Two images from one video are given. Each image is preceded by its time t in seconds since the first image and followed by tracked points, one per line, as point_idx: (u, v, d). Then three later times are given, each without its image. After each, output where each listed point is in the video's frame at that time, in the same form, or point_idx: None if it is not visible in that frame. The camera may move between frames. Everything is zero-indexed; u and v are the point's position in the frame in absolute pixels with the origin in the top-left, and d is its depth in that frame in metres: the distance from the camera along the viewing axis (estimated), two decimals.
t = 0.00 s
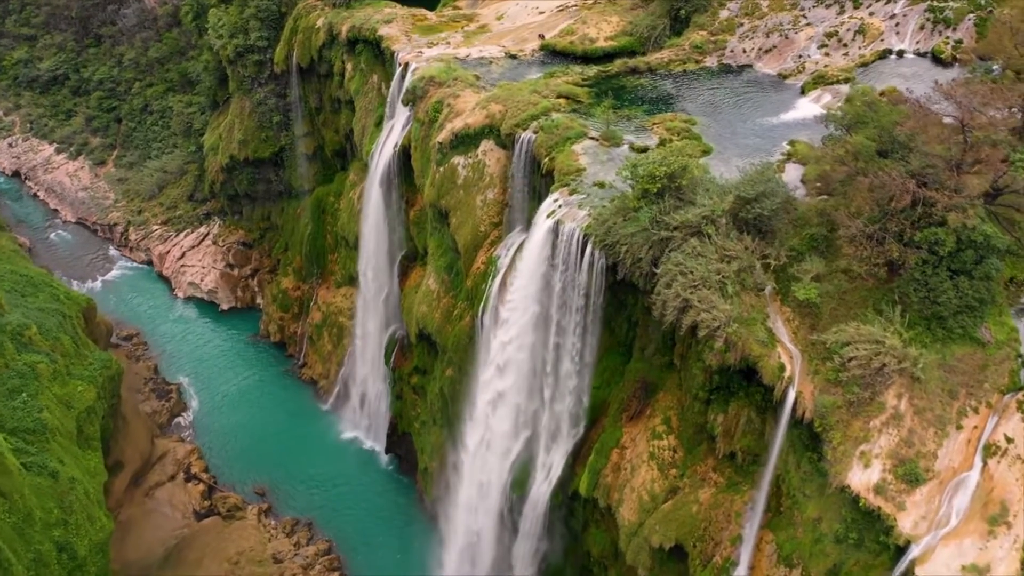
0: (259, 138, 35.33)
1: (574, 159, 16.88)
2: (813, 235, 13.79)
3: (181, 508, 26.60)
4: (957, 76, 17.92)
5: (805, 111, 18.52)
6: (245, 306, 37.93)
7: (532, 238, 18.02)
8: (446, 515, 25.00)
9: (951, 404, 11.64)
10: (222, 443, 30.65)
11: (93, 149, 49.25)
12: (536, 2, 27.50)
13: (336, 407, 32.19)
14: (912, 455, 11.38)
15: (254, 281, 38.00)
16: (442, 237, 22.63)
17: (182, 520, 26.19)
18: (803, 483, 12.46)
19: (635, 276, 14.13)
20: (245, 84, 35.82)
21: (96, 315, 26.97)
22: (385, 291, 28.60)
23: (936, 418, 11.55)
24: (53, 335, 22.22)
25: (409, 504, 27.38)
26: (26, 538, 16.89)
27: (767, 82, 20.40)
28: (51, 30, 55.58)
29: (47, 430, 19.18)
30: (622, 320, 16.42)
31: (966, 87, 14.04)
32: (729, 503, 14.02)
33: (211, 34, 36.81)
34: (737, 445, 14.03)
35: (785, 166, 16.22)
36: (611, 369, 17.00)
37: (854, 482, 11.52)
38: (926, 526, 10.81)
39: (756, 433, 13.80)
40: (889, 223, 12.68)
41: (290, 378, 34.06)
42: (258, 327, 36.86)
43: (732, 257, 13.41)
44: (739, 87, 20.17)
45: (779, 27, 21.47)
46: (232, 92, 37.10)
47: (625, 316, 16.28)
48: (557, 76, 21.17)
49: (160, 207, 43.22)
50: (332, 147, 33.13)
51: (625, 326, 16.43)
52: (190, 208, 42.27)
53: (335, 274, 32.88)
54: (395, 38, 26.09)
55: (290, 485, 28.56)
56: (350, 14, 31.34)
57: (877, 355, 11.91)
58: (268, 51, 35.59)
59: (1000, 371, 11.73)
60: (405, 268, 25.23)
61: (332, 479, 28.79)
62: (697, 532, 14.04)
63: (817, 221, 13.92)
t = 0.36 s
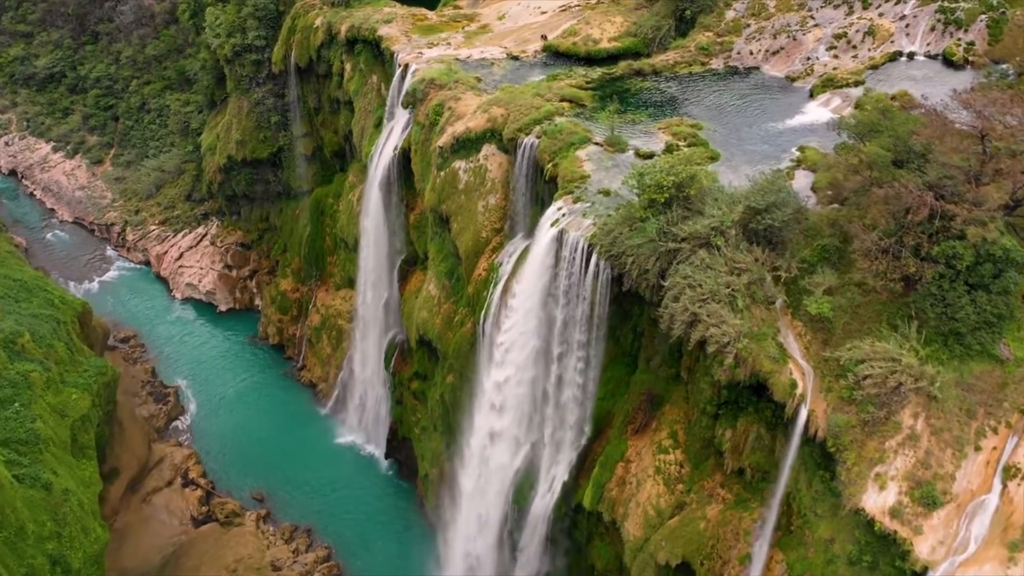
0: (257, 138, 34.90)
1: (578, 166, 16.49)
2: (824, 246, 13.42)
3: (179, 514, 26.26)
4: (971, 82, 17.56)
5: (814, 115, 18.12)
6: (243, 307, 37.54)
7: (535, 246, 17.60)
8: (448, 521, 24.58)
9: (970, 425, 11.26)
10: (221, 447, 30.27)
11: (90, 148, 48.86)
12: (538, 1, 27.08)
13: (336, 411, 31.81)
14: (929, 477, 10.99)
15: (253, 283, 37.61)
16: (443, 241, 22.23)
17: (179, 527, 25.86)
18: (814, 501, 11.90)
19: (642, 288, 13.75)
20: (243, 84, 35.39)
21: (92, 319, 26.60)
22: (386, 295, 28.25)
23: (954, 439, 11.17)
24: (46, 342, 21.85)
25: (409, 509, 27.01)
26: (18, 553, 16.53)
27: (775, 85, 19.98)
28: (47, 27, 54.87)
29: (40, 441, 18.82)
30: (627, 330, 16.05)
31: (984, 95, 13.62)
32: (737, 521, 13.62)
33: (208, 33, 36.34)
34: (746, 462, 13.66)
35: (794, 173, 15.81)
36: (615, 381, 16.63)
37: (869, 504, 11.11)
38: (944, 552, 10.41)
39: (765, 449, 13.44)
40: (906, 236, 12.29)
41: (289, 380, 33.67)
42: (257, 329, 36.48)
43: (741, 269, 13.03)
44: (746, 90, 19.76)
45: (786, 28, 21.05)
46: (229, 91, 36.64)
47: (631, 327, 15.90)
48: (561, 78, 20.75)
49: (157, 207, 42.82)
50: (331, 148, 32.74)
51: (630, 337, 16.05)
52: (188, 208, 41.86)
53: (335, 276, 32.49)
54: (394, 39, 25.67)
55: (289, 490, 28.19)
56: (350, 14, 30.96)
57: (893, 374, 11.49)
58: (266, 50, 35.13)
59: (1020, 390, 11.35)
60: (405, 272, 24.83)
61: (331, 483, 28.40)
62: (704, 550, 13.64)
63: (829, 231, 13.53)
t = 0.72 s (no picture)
0: (255, 139, 34.48)
1: (582, 172, 16.13)
2: (835, 257, 13.10)
3: (176, 521, 26.05)
4: (983, 87, 17.27)
5: (823, 120, 17.76)
6: (242, 309, 37.20)
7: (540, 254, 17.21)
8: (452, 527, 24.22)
9: (987, 445, 10.88)
10: (218, 452, 29.89)
11: (88, 147, 48.51)
12: (540, 1, 26.71)
13: (335, 415, 31.46)
14: (945, 499, 10.62)
15: (251, 284, 37.26)
16: (443, 246, 21.87)
17: (177, 533, 25.54)
18: (825, 520, 11.53)
19: (648, 299, 13.38)
20: (241, 84, 34.99)
21: (88, 324, 26.31)
22: (386, 299, 27.97)
23: (970, 459, 10.79)
24: (40, 349, 21.52)
25: (408, 514, 26.63)
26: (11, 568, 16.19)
27: (782, 88, 19.60)
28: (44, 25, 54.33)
29: (34, 452, 18.49)
30: (631, 340, 15.67)
31: (999, 104, 13.30)
32: (746, 538, 13.25)
33: (205, 33, 35.91)
34: (755, 477, 13.30)
35: (803, 180, 15.48)
36: (620, 392, 16.24)
37: (883, 527, 10.71)
38: None
39: (775, 465, 13.08)
40: (921, 249, 12.03)
41: (288, 384, 33.30)
42: (256, 331, 36.14)
43: (751, 282, 12.68)
44: (753, 93, 19.39)
45: (793, 29, 20.66)
46: (227, 92, 36.23)
47: (635, 336, 15.53)
48: (563, 81, 20.37)
49: (155, 207, 42.46)
50: (330, 149, 32.40)
51: (634, 346, 15.69)
52: (186, 209, 41.49)
53: (334, 279, 32.14)
54: (394, 39, 25.29)
55: (288, 495, 27.80)
56: (349, 13, 30.56)
57: (908, 393, 11.13)
58: (264, 50, 34.71)
59: None
60: (405, 277, 24.47)
61: (329, 488, 28.01)
62: (712, 568, 13.34)
63: (841, 241, 13.23)
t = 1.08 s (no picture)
0: (253, 140, 33.98)
1: (587, 181, 15.72)
2: (849, 270, 12.71)
3: (174, 528, 25.58)
4: (996, 92, 16.85)
5: (834, 125, 17.35)
6: (241, 311, 36.79)
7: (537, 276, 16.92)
8: (453, 536, 23.84)
9: (1008, 469, 10.52)
10: (216, 457, 29.51)
11: (84, 146, 48.09)
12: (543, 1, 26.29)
13: (334, 420, 31.03)
14: (965, 526, 10.24)
15: (250, 286, 36.86)
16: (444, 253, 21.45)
17: (174, 541, 25.15)
18: (838, 543, 10.97)
19: (655, 314, 12.96)
20: (238, 84, 34.48)
21: (83, 329, 25.94)
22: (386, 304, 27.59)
23: (991, 484, 10.44)
24: (33, 358, 21.13)
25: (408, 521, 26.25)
26: None
27: (791, 92, 19.17)
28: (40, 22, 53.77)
29: (26, 465, 18.10)
30: (638, 352, 15.26)
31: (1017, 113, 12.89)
32: (756, 559, 12.76)
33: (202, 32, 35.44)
34: (765, 497, 12.87)
35: (814, 189, 15.08)
36: (625, 405, 15.81)
37: (901, 554, 10.32)
38: None
39: (786, 485, 12.68)
40: (940, 266, 11.70)
41: (287, 387, 32.92)
42: (254, 334, 35.75)
43: (763, 297, 12.28)
44: (761, 97, 18.97)
45: (802, 32, 20.24)
46: (224, 92, 35.77)
47: (642, 349, 15.11)
48: (567, 85, 19.94)
49: (153, 207, 42.05)
50: (329, 151, 32.00)
51: (640, 359, 15.28)
52: (184, 210, 41.07)
53: (333, 282, 31.72)
54: (394, 40, 24.84)
55: (287, 501, 27.40)
56: (348, 13, 30.12)
57: (927, 415, 10.67)
58: (262, 50, 34.26)
59: None
60: (405, 282, 24.07)
61: (329, 494, 27.63)
62: None
63: (854, 254, 12.85)
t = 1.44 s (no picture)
0: (251, 142, 33.54)
1: (592, 191, 15.31)
2: (863, 286, 12.30)
3: (171, 536, 25.18)
4: (1011, 99, 16.42)
5: (845, 132, 16.94)
6: (239, 313, 36.38)
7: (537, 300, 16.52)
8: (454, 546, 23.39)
9: None
10: (214, 464, 29.08)
11: (81, 146, 47.64)
12: (545, 2, 25.91)
13: (333, 425, 30.59)
14: (986, 557, 9.87)
15: (248, 288, 36.47)
16: (445, 260, 21.02)
17: (171, 550, 24.75)
18: (853, 570, 10.57)
19: (663, 330, 12.55)
20: (235, 85, 33.96)
21: (78, 336, 25.56)
22: (386, 309, 27.24)
23: (1014, 513, 10.05)
24: (26, 367, 20.75)
25: (409, 529, 25.80)
26: None
27: (799, 96, 18.75)
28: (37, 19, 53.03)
29: (18, 479, 17.75)
30: (644, 366, 14.83)
31: None
32: None
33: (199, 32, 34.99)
34: (776, 519, 12.43)
35: (826, 200, 14.66)
36: (631, 419, 15.41)
37: None
38: None
39: (798, 508, 12.27)
40: (960, 284, 11.31)
41: (285, 392, 32.50)
42: (253, 337, 35.33)
43: (775, 315, 11.88)
44: (770, 102, 18.56)
45: (810, 34, 19.81)
46: (222, 93, 35.34)
47: (649, 363, 14.70)
48: (570, 89, 19.53)
49: (150, 208, 41.63)
50: (328, 153, 31.59)
51: (646, 373, 14.85)
52: (181, 211, 40.68)
53: (332, 285, 31.30)
54: (393, 42, 24.41)
55: (286, 508, 26.95)
56: (347, 14, 29.71)
57: (946, 441, 10.28)
58: (259, 51, 33.83)
59: None
60: (405, 288, 23.66)
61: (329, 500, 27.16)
62: None
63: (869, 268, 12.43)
